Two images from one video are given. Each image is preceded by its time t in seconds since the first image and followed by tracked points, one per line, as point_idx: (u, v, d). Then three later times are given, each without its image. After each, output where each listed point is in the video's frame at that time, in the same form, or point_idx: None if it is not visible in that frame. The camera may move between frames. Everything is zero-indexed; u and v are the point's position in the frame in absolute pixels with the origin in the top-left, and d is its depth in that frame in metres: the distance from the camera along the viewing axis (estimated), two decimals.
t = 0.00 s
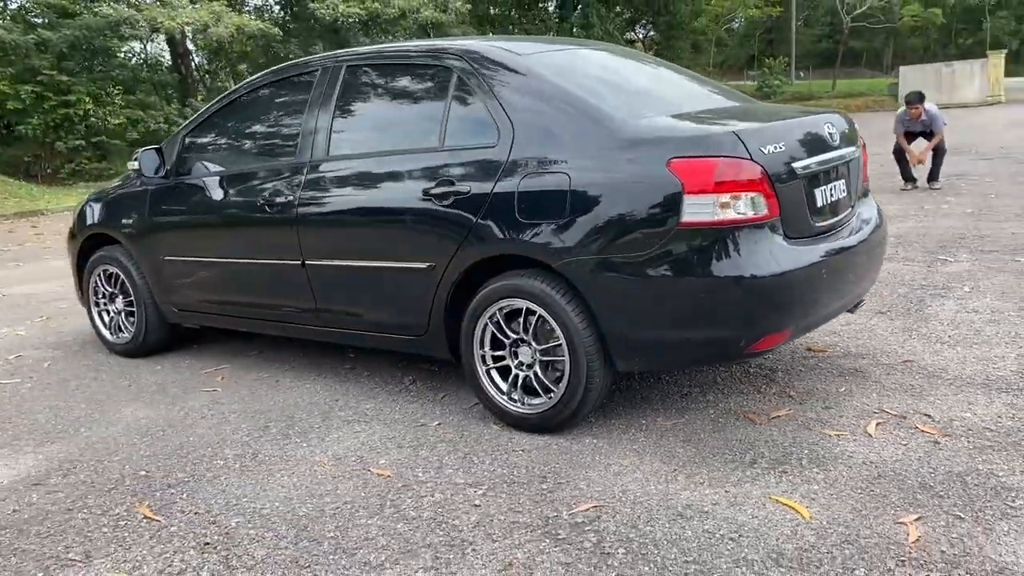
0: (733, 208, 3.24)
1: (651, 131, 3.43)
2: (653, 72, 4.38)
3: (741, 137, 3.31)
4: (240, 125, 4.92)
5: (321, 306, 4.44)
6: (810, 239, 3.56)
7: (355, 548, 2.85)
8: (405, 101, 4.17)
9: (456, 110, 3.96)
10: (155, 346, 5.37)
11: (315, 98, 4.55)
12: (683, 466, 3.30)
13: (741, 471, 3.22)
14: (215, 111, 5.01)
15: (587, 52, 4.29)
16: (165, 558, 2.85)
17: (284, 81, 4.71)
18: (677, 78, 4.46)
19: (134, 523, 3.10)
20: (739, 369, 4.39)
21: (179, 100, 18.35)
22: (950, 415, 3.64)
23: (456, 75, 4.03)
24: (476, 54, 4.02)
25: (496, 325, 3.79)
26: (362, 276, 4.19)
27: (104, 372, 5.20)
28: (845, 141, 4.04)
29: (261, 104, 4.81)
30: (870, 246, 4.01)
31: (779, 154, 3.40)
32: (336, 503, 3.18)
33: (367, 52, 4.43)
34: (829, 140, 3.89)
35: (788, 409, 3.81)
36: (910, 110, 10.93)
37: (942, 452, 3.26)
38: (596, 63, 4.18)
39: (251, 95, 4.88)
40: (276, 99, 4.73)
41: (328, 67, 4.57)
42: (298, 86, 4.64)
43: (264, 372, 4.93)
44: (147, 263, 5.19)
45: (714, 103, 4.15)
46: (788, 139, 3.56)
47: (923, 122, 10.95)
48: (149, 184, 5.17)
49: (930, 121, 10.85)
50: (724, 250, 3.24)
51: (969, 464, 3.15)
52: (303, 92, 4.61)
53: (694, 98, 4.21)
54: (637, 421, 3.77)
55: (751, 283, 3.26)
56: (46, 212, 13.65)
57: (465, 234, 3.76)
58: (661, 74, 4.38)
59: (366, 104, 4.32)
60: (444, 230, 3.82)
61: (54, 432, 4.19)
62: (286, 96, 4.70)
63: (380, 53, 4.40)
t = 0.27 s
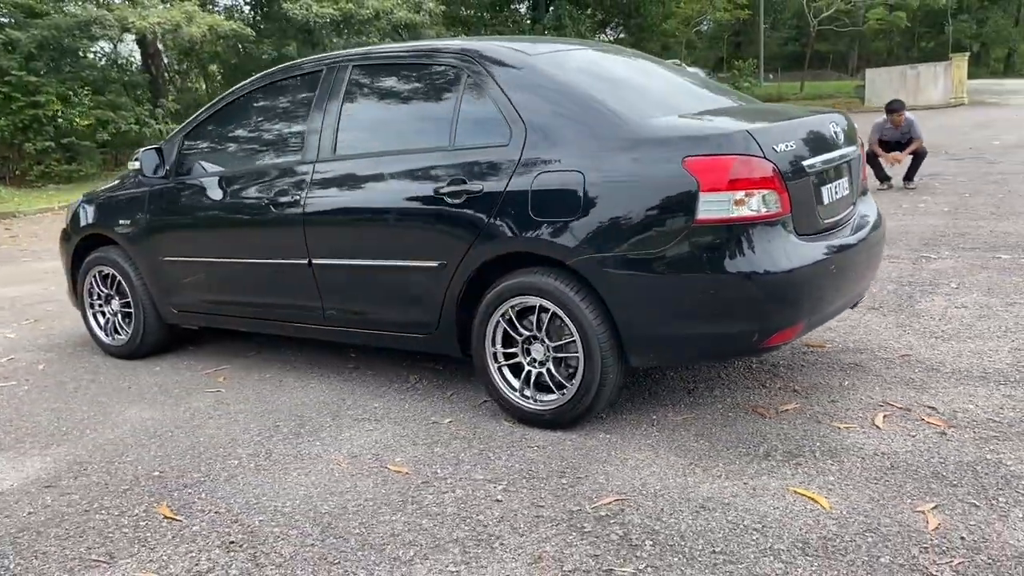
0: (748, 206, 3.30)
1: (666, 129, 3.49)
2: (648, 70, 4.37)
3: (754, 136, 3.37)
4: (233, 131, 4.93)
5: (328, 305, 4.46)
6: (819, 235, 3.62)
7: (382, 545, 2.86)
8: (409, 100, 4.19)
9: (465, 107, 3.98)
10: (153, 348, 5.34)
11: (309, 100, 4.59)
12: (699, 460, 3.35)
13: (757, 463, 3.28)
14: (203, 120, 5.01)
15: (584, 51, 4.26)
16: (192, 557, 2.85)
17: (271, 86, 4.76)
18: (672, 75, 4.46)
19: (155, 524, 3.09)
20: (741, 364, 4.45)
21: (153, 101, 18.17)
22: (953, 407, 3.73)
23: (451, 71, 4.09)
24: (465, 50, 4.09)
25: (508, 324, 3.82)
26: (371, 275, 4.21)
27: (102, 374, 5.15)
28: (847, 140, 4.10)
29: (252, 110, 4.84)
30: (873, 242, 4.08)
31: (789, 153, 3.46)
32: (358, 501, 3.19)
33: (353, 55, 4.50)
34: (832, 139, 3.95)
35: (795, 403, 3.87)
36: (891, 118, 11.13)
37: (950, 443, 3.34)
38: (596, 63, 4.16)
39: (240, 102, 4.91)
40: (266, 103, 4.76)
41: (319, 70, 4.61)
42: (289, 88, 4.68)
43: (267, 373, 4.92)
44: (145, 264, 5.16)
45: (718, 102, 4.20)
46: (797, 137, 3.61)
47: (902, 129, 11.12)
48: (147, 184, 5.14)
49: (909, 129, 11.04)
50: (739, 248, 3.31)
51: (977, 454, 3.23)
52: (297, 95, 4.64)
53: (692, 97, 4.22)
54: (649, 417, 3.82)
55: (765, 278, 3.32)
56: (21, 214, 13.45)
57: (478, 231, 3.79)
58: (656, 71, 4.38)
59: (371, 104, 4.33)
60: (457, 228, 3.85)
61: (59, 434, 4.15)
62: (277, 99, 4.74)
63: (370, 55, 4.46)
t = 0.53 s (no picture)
0: (775, 200, 3.32)
1: (694, 123, 3.50)
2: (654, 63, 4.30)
3: (781, 131, 3.39)
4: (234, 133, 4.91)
5: (343, 303, 4.43)
6: (841, 229, 3.66)
7: (423, 540, 2.85)
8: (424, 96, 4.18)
9: (486, 103, 3.97)
10: (159, 347, 5.28)
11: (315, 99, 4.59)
12: (728, 452, 3.37)
13: (786, 455, 3.31)
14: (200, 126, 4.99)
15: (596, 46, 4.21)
16: (229, 555, 2.82)
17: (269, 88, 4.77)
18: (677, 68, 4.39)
19: (187, 522, 3.06)
20: (755, 359, 4.49)
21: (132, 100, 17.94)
22: (970, 398, 3.79)
23: (457, 67, 4.14)
24: (465, 46, 4.14)
25: (531, 318, 3.82)
26: (389, 272, 4.19)
27: (107, 374, 5.08)
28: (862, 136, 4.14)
29: (253, 112, 4.84)
30: (889, 236, 4.13)
31: (814, 149, 3.49)
32: (390, 497, 3.17)
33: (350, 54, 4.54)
34: (848, 135, 3.99)
35: (815, 396, 3.91)
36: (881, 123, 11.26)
37: (973, 433, 3.39)
38: (609, 59, 4.12)
39: (240, 106, 4.91)
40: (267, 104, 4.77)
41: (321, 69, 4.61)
42: (290, 88, 4.69)
43: (277, 371, 4.88)
44: (151, 262, 5.10)
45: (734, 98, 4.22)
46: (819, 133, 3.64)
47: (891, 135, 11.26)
48: (153, 181, 5.08)
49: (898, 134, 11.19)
50: (766, 242, 3.33)
51: (1001, 444, 3.29)
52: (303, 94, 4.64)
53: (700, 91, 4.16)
54: (671, 411, 3.84)
55: (792, 272, 3.35)
56: None
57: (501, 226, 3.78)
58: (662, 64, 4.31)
59: (385, 101, 4.32)
60: (479, 223, 3.84)
61: (72, 434, 4.09)
62: (277, 100, 4.74)
63: (370, 55, 4.49)
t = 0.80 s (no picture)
0: (800, 197, 3.33)
1: (719, 121, 3.51)
2: (658, 58, 4.24)
3: (807, 129, 3.40)
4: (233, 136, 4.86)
5: (356, 302, 4.39)
6: (860, 226, 3.68)
7: (459, 540, 2.83)
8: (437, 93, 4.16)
9: (504, 101, 3.96)
10: (160, 348, 5.19)
11: (322, 97, 4.55)
12: (755, 448, 3.38)
13: (812, 451, 3.32)
14: (196, 133, 4.94)
15: (612, 43, 4.20)
16: (263, 557, 2.78)
17: (263, 90, 4.75)
18: (679, 63, 4.33)
19: (215, 524, 3.01)
20: (766, 356, 4.51)
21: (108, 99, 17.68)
22: (985, 393, 3.83)
23: (455, 64, 4.16)
24: (458, 45, 4.18)
25: (551, 317, 3.81)
26: (404, 271, 4.15)
27: (109, 376, 4.99)
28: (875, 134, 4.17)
29: (251, 114, 4.80)
30: (903, 233, 4.16)
31: (837, 147, 3.50)
32: (420, 497, 3.14)
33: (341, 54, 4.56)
34: (865, 133, 4.01)
35: (832, 392, 3.94)
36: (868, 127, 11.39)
37: (994, 428, 3.43)
38: (626, 55, 4.10)
39: (240, 107, 4.87)
40: (265, 104, 4.74)
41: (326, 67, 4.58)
42: (294, 87, 4.65)
43: (285, 372, 4.82)
44: (154, 262, 5.02)
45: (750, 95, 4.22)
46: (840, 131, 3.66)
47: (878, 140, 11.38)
48: (156, 179, 5.00)
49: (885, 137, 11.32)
50: (792, 239, 3.34)
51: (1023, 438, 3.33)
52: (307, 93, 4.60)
53: (704, 84, 4.09)
54: (691, 408, 3.84)
55: (817, 269, 3.36)
56: None
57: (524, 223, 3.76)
58: (664, 59, 4.26)
59: (395, 99, 4.29)
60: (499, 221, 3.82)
61: (82, 438, 4.01)
62: (277, 99, 4.71)
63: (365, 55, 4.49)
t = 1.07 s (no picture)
0: (823, 194, 3.37)
1: (742, 118, 3.55)
2: (661, 50, 4.26)
3: (829, 127, 3.44)
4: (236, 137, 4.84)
5: (370, 300, 4.38)
6: (880, 222, 3.72)
7: (498, 536, 2.83)
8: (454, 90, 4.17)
9: (524, 98, 3.97)
10: (166, 348, 5.14)
11: (332, 96, 4.54)
12: (780, 443, 3.41)
13: (837, 444, 3.36)
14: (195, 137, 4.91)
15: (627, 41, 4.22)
16: (302, 556, 2.76)
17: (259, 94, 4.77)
18: (695, 60, 4.35)
19: (247, 523, 2.99)
20: (778, 352, 4.56)
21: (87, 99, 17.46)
22: (998, 387, 3.90)
23: (450, 64, 4.24)
24: (453, 44, 4.24)
25: (573, 315, 3.83)
26: (421, 269, 4.15)
27: (115, 376, 4.93)
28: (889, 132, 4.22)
29: (251, 117, 4.80)
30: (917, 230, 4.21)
31: (857, 145, 3.55)
32: (452, 494, 3.14)
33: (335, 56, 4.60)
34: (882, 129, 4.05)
35: (848, 387, 3.99)
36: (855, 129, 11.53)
37: (1012, 421, 3.49)
38: (642, 52, 4.12)
39: (247, 106, 4.84)
40: (266, 104, 4.74)
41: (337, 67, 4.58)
42: (304, 86, 4.64)
43: (295, 371, 4.79)
44: (159, 261, 4.97)
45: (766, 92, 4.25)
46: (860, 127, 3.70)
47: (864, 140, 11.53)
48: (163, 177, 4.95)
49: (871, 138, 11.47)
50: (816, 235, 3.38)
51: None
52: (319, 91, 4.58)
53: (699, 70, 4.12)
54: (710, 404, 3.87)
55: (841, 265, 3.40)
56: None
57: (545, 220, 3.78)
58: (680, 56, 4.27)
59: (408, 96, 4.29)
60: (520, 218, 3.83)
61: (96, 438, 3.96)
62: (280, 100, 4.71)
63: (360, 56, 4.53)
